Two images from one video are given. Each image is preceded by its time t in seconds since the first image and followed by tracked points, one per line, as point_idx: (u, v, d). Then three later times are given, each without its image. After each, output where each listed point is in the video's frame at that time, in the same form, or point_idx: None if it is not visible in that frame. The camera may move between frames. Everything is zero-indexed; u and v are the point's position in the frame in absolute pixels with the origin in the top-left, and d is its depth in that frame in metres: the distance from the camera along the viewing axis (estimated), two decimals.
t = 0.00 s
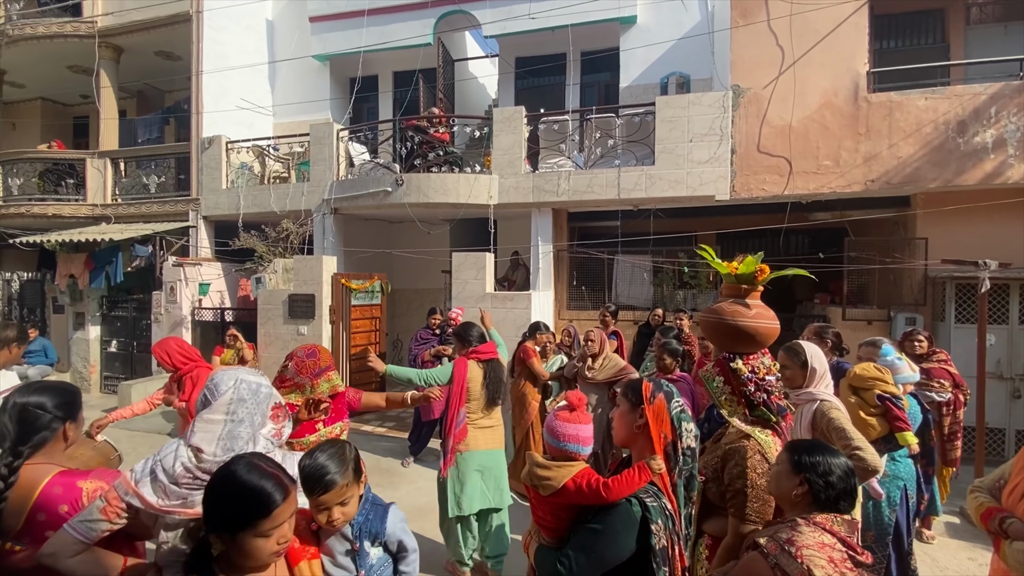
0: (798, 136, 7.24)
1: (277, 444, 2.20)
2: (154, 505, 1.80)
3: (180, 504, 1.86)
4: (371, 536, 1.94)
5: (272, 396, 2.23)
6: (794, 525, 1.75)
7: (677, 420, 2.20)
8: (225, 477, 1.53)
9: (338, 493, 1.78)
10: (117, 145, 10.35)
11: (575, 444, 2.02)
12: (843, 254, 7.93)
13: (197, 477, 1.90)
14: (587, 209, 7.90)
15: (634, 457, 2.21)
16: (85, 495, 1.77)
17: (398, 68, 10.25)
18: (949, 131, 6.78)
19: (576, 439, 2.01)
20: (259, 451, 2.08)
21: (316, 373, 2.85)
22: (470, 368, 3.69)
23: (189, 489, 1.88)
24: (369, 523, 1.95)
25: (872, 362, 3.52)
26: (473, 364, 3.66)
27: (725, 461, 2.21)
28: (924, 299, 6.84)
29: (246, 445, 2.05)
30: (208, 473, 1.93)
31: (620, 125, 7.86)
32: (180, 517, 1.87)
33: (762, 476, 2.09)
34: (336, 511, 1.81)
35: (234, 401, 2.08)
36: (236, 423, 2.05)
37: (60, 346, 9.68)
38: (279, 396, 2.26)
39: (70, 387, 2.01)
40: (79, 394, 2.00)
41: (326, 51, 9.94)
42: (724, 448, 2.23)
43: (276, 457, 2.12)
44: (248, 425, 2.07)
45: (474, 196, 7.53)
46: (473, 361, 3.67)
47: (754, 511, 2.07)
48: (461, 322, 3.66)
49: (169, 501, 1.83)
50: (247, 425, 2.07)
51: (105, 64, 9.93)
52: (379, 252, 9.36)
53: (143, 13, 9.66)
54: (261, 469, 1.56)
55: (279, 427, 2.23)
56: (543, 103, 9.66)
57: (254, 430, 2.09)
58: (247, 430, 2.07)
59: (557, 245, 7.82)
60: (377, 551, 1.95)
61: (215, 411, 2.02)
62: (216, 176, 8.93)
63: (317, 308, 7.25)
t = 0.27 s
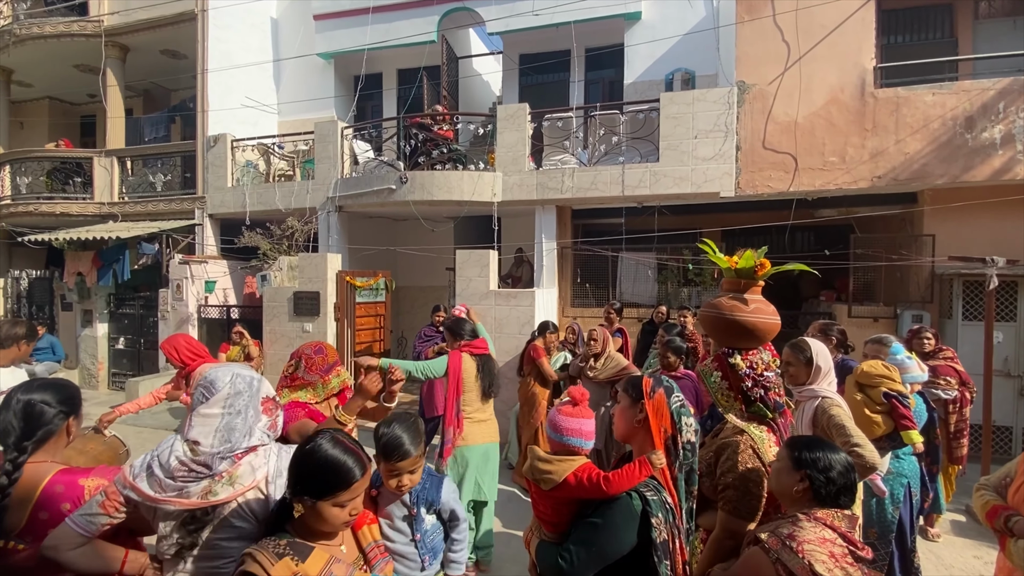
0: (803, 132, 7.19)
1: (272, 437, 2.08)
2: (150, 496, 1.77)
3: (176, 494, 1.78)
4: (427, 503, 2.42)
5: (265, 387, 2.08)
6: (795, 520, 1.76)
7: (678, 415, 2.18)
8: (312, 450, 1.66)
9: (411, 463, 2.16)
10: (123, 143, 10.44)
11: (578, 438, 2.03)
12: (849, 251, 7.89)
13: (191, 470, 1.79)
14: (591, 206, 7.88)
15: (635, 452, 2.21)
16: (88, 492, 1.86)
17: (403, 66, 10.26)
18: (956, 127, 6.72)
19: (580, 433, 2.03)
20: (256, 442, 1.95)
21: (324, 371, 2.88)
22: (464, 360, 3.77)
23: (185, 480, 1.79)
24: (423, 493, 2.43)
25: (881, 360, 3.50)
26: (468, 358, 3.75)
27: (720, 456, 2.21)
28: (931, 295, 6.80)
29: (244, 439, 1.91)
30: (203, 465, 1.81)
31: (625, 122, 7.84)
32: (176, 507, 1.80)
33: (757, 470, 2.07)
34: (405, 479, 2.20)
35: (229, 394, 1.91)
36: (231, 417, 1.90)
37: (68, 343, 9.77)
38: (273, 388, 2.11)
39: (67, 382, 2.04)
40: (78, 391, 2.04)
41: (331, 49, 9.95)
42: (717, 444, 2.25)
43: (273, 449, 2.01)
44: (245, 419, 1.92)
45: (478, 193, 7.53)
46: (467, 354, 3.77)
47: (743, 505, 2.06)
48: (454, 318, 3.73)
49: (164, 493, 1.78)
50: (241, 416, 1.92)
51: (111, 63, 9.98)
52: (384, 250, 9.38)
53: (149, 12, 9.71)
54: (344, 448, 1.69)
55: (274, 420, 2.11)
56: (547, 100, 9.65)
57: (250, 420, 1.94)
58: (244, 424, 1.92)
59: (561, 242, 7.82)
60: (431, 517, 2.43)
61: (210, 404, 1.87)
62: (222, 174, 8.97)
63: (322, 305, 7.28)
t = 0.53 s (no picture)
0: (810, 127, 7.12)
1: (291, 432, 2.12)
2: (174, 493, 1.78)
3: (200, 492, 1.79)
4: (462, 495, 2.42)
5: (284, 383, 2.11)
6: (799, 516, 1.76)
7: (677, 408, 2.16)
8: (354, 440, 1.69)
9: (448, 454, 2.16)
10: (129, 141, 10.50)
11: (582, 435, 2.04)
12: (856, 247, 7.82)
13: (215, 468, 1.80)
14: (596, 202, 7.85)
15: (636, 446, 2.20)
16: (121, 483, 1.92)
17: (407, 63, 10.26)
18: (966, 121, 6.64)
19: (582, 430, 2.04)
20: (278, 439, 1.98)
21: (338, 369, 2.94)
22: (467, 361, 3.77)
23: (209, 478, 1.79)
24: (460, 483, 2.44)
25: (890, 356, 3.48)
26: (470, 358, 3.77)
27: (717, 451, 2.20)
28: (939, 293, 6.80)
29: (265, 437, 1.92)
30: (226, 463, 1.82)
31: (629, 118, 7.80)
32: (199, 503, 1.80)
33: (752, 466, 2.06)
34: (441, 470, 2.19)
35: (249, 391, 1.92)
36: (252, 414, 1.90)
37: (77, 340, 9.87)
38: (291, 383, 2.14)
39: (81, 376, 2.06)
40: (95, 384, 2.07)
41: (335, 46, 9.95)
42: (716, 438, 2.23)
43: (294, 445, 2.04)
44: (266, 416, 1.93)
45: (482, 190, 7.51)
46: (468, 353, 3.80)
47: (740, 501, 2.05)
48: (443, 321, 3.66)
49: (187, 490, 1.79)
50: (261, 413, 1.93)
51: (117, 61, 10.04)
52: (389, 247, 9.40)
53: (154, 10, 9.76)
54: (385, 439, 1.73)
55: (292, 415, 2.14)
56: (551, 96, 9.62)
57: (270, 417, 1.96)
58: (264, 421, 1.93)
59: (565, 239, 7.79)
60: (465, 509, 2.43)
61: (229, 402, 1.88)
62: (227, 172, 9.01)
63: (327, 302, 7.30)
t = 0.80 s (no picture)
0: (816, 122, 7.05)
1: (306, 431, 2.04)
2: (188, 487, 1.78)
3: (213, 487, 1.78)
4: (494, 487, 2.49)
5: (301, 378, 2.05)
6: (805, 513, 1.74)
7: (678, 403, 2.13)
8: (403, 448, 1.63)
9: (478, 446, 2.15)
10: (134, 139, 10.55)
11: (580, 428, 2.02)
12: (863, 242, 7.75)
13: (228, 463, 1.79)
14: (600, 198, 7.80)
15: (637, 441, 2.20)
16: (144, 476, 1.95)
17: (410, 59, 10.24)
18: (975, 115, 6.55)
19: (581, 423, 2.02)
20: (292, 437, 1.93)
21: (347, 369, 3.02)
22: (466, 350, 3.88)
23: (222, 474, 1.78)
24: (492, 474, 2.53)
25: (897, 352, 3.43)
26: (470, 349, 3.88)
27: (716, 447, 2.18)
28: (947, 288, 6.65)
29: (280, 436, 1.89)
30: (240, 460, 1.80)
31: (633, 113, 7.75)
32: (212, 499, 1.80)
33: (751, 462, 2.04)
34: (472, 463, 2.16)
35: (264, 390, 1.88)
36: (268, 413, 1.88)
37: (84, 337, 9.95)
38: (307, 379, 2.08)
39: (103, 370, 2.10)
40: (116, 379, 2.11)
41: (338, 43, 9.94)
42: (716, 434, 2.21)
43: (308, 443, 1.98)
44: (282, 414, 1.90)
45: (486, 185, 7.49)
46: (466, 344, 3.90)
47: (743, 498, 2.01)
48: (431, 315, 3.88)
49: (201, 484, 1.78)
50: (274, 410, 1.89)
51: (122, 59, 10.08)
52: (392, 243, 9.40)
53: (158, 8, 9.78)
54: (432, 441, 1.66)
55: (309, 412, 2.07)
56: (555, 92, 9.59)
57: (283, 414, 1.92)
58: (279, 420, 1.90)
59: (569, 235, 7.76)
60: (498, 501, 2.49)
61: (247, 397, 1.86)
62: (231, 169, 9.03)
63: (330, 299, 7.30)
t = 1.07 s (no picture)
0: (822, 118, 6.99)
1: (310, 427, 2.05)
2: (195, 486, 1.79)
3: (220, 487, 1.79)
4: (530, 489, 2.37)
5: (298, 374, 2.00)
6: (809, 512, 1.73)
7: (678, 400, 2.12)
8: (488, 462, 1.40)
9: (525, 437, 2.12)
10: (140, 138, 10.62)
11: (580, 426, 2.02)
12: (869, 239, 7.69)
13: (234, 464, 1.79)
14: (603, 195, 7.77)
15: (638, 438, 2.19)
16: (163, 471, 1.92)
17: (413, 57, 10.24)
18: (983, 110, 6.47)
19: (581, 422, 2.02)
20: (297, 436, 1.93)
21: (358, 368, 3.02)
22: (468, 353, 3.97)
23: (228, 474, 1.79)
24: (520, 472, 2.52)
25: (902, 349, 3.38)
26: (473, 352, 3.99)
27: (713, 445, 2.15)
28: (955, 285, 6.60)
29: (271, 432, 1.85)
30: (245, 460, 1.80)
31: (637, 110, 7.71)
32: (221, 499, 1.81)
33: (748, 460, 2.03)
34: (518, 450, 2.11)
35: (244, 388, 1.86)
36: (251, 409, 1.84)
37: (91, 334, 10.04)
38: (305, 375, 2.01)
39: (126, 365, 2.09)
40: (137, 374, 2.08)
41: (342, 41, 9.95)
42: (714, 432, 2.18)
43: (313, 440, 1.99)
44: (267, 409, 1.85)
45: (489, 183, 7.48)
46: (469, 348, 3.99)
47: (739, 497, 2.02)
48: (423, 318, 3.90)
49: (209, 484, 1.79)
50: (265, 409, 1.86)
51: (127, 58, 10.14)
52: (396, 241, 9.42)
53: (163, 7, 9.84)
54: (514, 448, 1.45)
55: (309, 407, 2.02)
56: (558, 89, 9.57)
57: (279, 413, 1.89)
58: (267, 415, 1.86)
59: (573, 233, 7.74)
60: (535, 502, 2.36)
61: (229, 400, 1.83)
62: (236, 168, 9.07)
63: (334, 297, 7.32)
